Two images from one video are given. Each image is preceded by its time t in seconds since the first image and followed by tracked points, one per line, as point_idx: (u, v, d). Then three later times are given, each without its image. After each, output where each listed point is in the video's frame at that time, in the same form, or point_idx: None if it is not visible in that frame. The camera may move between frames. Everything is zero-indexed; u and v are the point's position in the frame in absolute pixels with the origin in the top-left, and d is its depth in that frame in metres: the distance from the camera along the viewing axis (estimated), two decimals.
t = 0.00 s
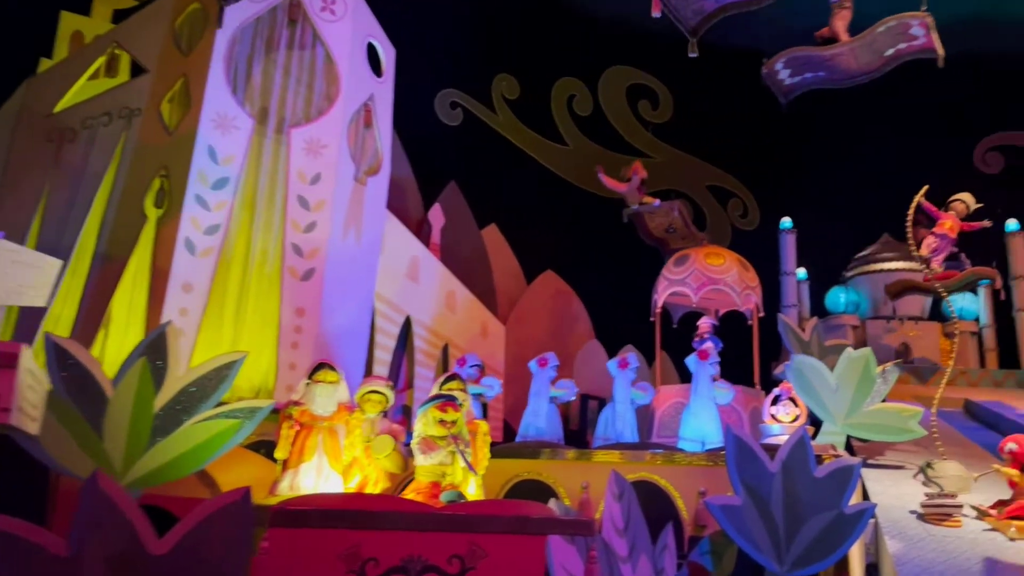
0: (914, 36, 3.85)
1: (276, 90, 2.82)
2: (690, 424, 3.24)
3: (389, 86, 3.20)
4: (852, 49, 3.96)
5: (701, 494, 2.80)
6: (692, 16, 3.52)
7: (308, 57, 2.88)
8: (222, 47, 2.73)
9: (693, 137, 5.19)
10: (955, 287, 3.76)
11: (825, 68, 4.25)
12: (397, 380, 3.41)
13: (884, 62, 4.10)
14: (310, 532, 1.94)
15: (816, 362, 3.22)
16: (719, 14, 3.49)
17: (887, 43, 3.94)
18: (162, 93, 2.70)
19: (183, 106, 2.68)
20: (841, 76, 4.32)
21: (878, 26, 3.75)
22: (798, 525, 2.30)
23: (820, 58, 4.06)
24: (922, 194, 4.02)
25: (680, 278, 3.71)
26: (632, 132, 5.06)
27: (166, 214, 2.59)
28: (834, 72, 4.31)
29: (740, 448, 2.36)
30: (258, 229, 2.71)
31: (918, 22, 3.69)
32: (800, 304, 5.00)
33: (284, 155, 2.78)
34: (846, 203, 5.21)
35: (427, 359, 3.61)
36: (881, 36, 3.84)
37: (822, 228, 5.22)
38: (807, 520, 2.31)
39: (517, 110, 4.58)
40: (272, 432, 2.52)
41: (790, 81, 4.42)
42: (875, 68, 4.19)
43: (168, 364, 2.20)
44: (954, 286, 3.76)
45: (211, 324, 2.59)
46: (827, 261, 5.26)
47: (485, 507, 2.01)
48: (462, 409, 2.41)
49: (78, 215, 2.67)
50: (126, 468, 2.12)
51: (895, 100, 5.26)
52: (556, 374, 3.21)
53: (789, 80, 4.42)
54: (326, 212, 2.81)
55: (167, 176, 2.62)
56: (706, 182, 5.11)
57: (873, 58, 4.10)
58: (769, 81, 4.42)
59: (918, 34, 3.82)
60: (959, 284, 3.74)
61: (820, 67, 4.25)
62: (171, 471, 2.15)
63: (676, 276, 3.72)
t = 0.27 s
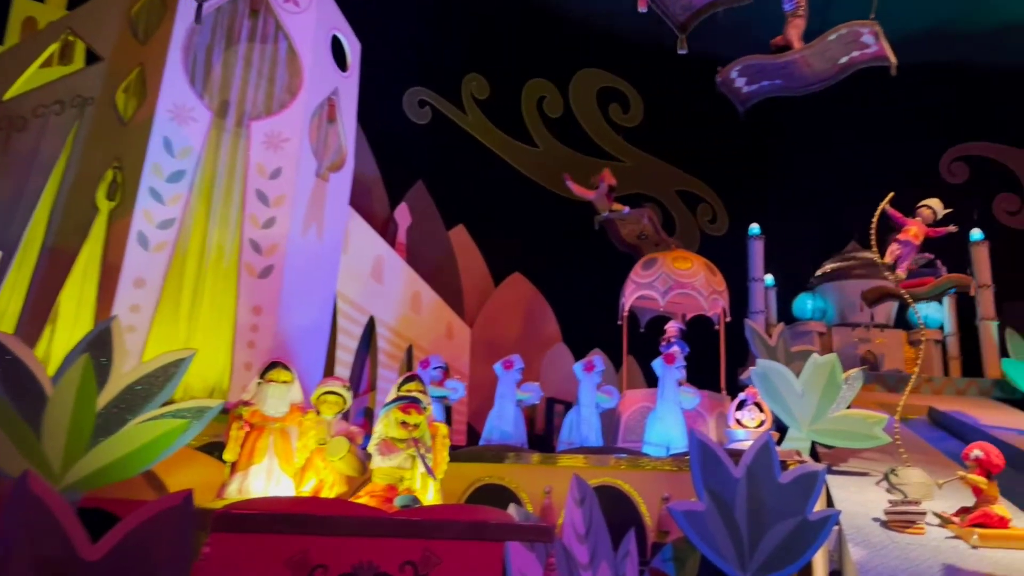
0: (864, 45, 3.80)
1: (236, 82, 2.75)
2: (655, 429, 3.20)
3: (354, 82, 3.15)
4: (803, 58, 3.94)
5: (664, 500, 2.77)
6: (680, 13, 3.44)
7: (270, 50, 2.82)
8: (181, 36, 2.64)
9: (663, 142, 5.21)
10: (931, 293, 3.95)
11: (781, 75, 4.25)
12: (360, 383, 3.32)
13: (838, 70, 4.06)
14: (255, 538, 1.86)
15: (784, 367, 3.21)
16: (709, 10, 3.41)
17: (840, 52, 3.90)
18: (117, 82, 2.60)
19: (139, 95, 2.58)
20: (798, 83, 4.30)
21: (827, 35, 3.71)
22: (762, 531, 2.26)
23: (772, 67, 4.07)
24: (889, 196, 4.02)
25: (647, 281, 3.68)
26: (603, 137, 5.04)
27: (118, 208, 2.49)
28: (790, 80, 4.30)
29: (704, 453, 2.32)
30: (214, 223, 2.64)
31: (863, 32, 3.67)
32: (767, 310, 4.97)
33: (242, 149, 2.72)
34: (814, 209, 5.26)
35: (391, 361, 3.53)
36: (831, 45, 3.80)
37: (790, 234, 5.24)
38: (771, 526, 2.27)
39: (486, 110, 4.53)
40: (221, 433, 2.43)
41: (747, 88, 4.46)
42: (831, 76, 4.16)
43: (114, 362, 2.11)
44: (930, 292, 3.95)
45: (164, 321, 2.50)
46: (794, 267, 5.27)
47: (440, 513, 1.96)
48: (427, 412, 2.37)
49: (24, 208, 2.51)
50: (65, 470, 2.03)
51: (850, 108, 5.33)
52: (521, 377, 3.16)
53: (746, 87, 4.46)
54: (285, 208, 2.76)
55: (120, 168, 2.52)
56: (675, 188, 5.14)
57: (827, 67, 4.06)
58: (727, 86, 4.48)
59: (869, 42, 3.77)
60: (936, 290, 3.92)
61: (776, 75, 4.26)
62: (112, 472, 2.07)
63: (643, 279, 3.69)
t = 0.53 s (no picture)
0: (817, 53, 3.82)
1: (195, 73, 2.67)
2: (619, 433, 3.16)
3: (318, 76, 3.09)
4: (758, 66, 3.93)
5: (627, 506, 2.73)
6: (670, 8, 3.37)
7: (232, 42, 2.74)
8: (137, 24, 2.57)
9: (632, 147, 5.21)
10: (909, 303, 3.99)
11: (737, 83, 4.19)
12: (320, 385, 3.23)
13: (792, 79, 4.05)
14: (197, 543, 1.80)
15: (749, 373, 3.19)
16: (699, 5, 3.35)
17: (793, 61, 3.91)
18: (68, 69, 2.51)
19: (92, 85, 2.51)
20: (754, 92, 4.25)
21: (779, 43, 3.73)
22: (725, 539, 2.22)
23: (728, 74, 4.03)
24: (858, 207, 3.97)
25: (615, 285, 3.65)
26: (573, 140, 5.02)
27: (67, 199, 2.41)
28: (747, 88, 4.24)
29: (668, 458, 2.28)
30: (169, 217, 2.56)
31: (812, 40, 3.69)
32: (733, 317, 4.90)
33: (199, 142, 2.64)
34: (781, 216, 5.25)
35: (352, 363, 3.46)
36: (784, 53, 3.81)
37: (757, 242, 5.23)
38: (734, 534, 2.23)
39: (455, 110, 4.48)
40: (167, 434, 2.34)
41: (704, 97, 4.38)
42: (785, 85, 4.13)
43: (53, 358, 2.04)
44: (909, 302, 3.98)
45: (113, 317, 2.42)
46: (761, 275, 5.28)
47: (392, 518, 1.90)
48: (382, 414, 2.30)
49: None
50: None
51: (805, 116, 5.44)
52: (484, 380, 3.11)
53: (703, 95, 4.38)
54: (242, 203, 2.67)
55: (70, 159, 2.44)
56: (643, 194, 5.14)
57: (781, 75, 4.05)
58: (683, 96, 4.39)
59: (821, 50, 3.79)
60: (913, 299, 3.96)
61: (732, 83, 4.20)
62: (49, 474, 1.99)
63: (611, 283, 3.66)
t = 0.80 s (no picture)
0: (770, 62, 3.83)
1: (151, 63, 2.59)
2: (583, 439, 3.11)
3: (280, 70, 3.02)
4: (711, 74, 3.97)
5: (588, 513, 2.68)
6: (659, 4, 3.42)
7: (191, 32, 2.66)
8: (91, 12, 2.46)
9: (599, 152, 5.21)
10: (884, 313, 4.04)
11: (693, 92, 4.23)
12: (278, 388, 3.15)
13: (746, 87, 4.08)
14: (135, 548, 1.72)
15: (714, 380, 3.17)
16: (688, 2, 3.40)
17: (746, 70, 3.93)
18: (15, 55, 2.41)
19: (41, 72, 2.41)
20: (711, 100, 4.30)
21: (731, 52, 3.76)
22: (687, 547, 2.18)
23: (682, 83, 4.08)
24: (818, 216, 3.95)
25: (581, 289, 3.59)
26: (542, 144, 4.99)
27: (13, 189, 2.32)
28: (703, 96, 4.29)
29: (630, 464, 2.24)
30: (121, 211, 2.47)
31: (762, 49, 3.71)
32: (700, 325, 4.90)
33: (154, 134, 2.56)
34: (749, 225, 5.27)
35: (311, 365, 3.38)
36: (736, 61, 3.84)
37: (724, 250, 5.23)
38: (697, 542, 2.19)
39: (423, 110, 4.42)
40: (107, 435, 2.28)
41: (661, 105, 4.42)
42: (741, 92, 4.17)
43: None
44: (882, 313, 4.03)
45: (58, 314, 2.32)
46: (728, 282, 5.27)
47: (342, 523, 1.84)
48: (326, 414, 2.22)
49: None
50: None
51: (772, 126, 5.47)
52: (446, 384, 3.05)
53: (661, 104, 4.41)
54: (198, 198, 2.59)
55: (17, 148, 2.34)
56: (612, 200, 5.14)
57: (736, 83, 4.08)
58: (641, 105, 4.43)
59: (773, 59, 3.80)
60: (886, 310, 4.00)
61: (688, 92, 4.24)
62: None
63: (577, 287, 3.61)
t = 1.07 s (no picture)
0: (724, 69, 3.91)
1: (105, 51, 2.50)
2: (546, 444, 3.07)
3: (241, 63, 2.95)
4: (666, 81, 4.02)
5: (549, 520, 2.64)
6: None
7: (147, 21, 2.58)
8: None
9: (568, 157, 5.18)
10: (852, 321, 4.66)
11: (650, 100, 4.27)
12: (235, 389, 3.07)
13: (701, 95, 4.15)
14: (69, 555, 1.64)
15: (678, 387, 3.14)
16: None
17: (700, 77, 4.02)
18: None
19: None
20: (667, 109, 4.34)
21: (684, 58, 3.84)
22: (648, 556, 2.14)
23: (638, 90, 4.11)
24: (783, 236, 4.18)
25: (547, 293, 3.54)
26: (511, 146, 4.95)
27: None
28: (660, 104, 4.33)
29: (591, 469, 2.19)
30: (69, 203, 2.39)
31: (712, 56, 3.79)
32: (667, 331, 4.86)
33: (106, 124, 2.47)
34: (718, 232, 5.26)
35: (269, 366, 3.30)
36: (690, 68, 3.91)
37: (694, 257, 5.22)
38: (658, 551, 2.15)
39: (391, 110, 4.36)
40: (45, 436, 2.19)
41: (619, 114, 4.44)
42: (696, 101, 4.23)
43: None
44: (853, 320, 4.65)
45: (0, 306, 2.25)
46: (695, 289, 5.26)
47: (289, 529, 1.77)
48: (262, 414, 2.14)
49: None
50: None
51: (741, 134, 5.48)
52: (407, 389, 2.98)
53: (618, 113, 4.43)
54: (151, 192, 2.51)
55: None
56: (581, 205, 5.11)
57: (691, 91, 4.15)
58: (599, 113, 4.44)
59: (726, 66, 3.88)
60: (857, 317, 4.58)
61: (645, 100, 4.28)
62: None
63: (543, 291, 3.55)
